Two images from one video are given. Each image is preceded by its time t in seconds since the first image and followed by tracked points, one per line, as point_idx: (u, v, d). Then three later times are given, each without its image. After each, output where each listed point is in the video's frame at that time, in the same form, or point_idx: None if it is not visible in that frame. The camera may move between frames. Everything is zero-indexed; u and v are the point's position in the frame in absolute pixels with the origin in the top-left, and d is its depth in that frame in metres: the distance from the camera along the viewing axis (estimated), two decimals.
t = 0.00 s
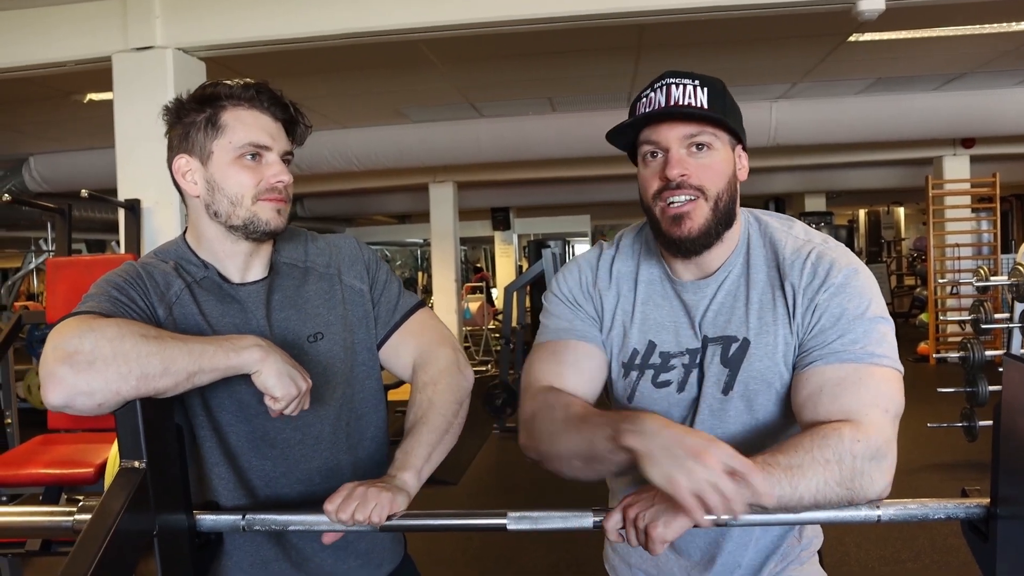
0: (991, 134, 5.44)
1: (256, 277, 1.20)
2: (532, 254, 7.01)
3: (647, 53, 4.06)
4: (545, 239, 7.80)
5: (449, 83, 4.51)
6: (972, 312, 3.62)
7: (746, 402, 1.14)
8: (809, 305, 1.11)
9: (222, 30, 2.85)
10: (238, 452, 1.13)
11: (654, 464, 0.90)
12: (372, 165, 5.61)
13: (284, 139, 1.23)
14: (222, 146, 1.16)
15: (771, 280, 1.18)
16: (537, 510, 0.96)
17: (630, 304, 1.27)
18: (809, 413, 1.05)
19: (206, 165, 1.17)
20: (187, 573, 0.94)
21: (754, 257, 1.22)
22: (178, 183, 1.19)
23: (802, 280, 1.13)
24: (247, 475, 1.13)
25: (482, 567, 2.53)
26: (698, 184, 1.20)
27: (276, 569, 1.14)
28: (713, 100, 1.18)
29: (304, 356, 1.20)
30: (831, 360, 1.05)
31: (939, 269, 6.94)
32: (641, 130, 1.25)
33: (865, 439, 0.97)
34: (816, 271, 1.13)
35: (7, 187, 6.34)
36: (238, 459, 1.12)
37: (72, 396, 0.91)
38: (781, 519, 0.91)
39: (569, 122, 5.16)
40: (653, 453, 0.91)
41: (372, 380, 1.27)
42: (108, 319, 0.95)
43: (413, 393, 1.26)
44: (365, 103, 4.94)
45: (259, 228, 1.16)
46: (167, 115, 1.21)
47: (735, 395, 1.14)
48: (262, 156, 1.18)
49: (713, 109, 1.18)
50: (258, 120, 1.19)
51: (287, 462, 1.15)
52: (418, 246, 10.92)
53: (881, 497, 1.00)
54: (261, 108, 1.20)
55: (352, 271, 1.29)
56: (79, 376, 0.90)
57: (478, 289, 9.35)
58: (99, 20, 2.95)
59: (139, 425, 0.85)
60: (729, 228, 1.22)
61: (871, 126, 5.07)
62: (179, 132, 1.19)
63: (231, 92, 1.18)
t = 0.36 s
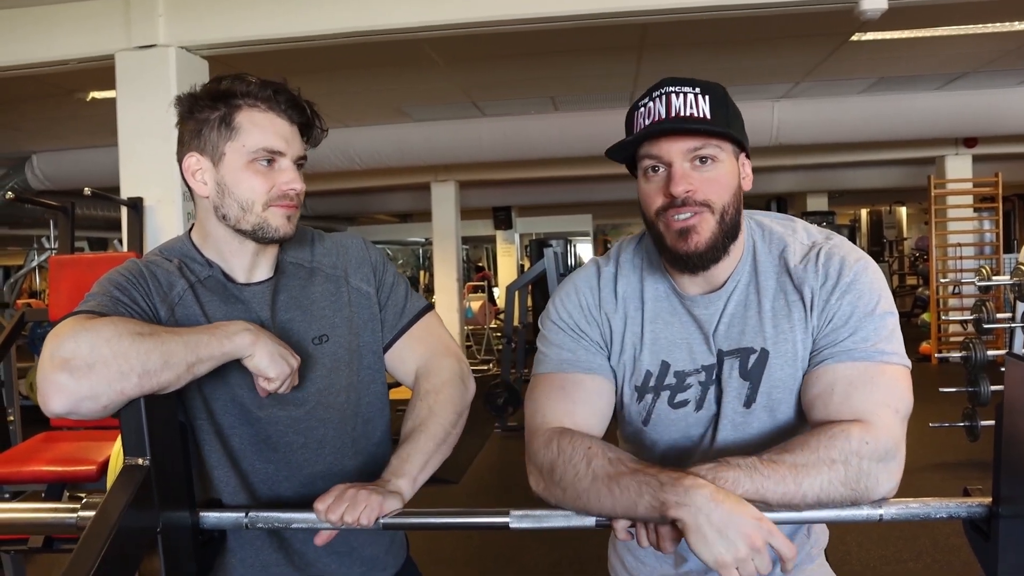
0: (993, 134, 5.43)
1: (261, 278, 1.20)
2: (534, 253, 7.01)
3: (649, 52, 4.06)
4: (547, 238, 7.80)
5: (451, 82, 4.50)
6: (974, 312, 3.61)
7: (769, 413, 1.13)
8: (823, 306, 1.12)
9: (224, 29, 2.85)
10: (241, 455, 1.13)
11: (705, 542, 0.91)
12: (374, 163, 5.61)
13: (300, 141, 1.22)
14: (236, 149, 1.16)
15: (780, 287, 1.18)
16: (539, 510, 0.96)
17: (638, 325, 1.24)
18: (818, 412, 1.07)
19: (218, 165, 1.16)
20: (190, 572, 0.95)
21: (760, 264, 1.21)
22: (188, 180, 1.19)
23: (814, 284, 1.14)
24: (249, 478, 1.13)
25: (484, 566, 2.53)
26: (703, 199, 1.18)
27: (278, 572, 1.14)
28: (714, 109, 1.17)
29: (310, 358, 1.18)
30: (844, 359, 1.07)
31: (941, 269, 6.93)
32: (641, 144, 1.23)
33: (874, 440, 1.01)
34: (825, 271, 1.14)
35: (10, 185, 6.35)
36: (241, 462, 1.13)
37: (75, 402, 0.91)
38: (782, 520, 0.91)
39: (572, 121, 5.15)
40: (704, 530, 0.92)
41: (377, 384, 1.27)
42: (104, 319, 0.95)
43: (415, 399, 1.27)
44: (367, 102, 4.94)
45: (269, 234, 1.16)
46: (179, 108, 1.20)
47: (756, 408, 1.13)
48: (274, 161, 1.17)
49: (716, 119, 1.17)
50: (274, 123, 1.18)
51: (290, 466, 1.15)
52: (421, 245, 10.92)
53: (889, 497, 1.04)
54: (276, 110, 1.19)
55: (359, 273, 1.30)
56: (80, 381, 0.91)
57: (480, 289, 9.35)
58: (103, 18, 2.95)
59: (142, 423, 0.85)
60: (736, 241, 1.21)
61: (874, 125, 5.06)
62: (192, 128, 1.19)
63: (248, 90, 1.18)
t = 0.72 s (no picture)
0: (996, 134, 5.42)
1: (263, 280, 1.20)
2: (535, 254, 7.00)
3: (652, 53, 4.06)
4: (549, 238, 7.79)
5: (453, 83, 4.50)
6: (977, 313, 3.59)
7: (766, 415, 1.13)
8: (819, 308, 1.11)
9: (225, 30, 2.85)
10: (241, 457, 1.12)
11: (702, 553, 0.91)
12: (376, 164, 5.61)
13: (293, 144, 1.19)
14: (222, 148, 1.16)
15: (773, 287, 1.17)
16: (540, 511, 0.96)
17: (630, 325, 1.23)
18: (822, 417, 1.07)
19: (207, 164, 1.18)
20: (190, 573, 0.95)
21: (753, 265, 1.20)
22: (189, 181, 1.23)
23: (809, 285, 1.13)
24: (249, 479, 1.13)
25: (486, 568, 2.53)
26: (683, 201, 1.18)
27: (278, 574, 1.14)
28: (690, 110, 1.16)
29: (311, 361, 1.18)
30: (843, 365, 1.06)
31: (943, 269, 6.92)
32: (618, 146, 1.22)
33: (878, 446, 1.01)
34: (821, 271, 1.13)
35: (12, 185, 6.35)
36: (241, 464, 1.12)
37: (74, 402, 0.91)
38: (784, 521, 0.91)
39: (573, 122, 5.15)
40: (700, 542, 0.91)
41: (379, 386, 1.27)
42: (105, 320, 0.95)
43: (417, 402, 1.27)
44: (369, 103, 4.94)
45: (246, 236, 1.14)
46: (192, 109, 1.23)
47: (753, 412, 1.13)
48: (256, 161, 1.16)
49: (692, 119, 1.16)
50: (260, 123, 1.16)
51: (290, 468, 1.15)
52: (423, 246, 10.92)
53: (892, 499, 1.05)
54: (267, 110, 1.16)
55: (361, 274, 1.29)
56: (79, 382, 0.91)
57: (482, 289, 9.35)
58: (105, 19, 2.96)
59: (143, 425, 0.85)
60: (720, 242, 1.20)
61: (876, 126, 5.05)
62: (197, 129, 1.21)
63: (240, 91, 1.15)
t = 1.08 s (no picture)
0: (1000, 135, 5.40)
1: (265, 283, 1.20)
2: (538, 256, 7.00)
3: (655, 54, 4.06)
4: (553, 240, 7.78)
5: (455, 85, 4.50)
6: (982, 314, 3.58)
7: (789, 422, 1.13)
8: (836, 312, 1.10)
9: (228, 33, 2.86)
10: (243, 461, 1.12)
11: (698, 558, 0.91)
12: (379, 167, 5.62)
13: (297, 148, 1.19)
14: (223, 151, 1.16)
15: (790, 294, 1.16)
16: (542, 515, 0.97)
17: (653, 334, 1.22)
18: (829, 418, 1.07)
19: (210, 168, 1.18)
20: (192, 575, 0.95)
21: (771, 271, 1.20)
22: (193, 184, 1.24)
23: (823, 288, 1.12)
24: (252, 483, 1.13)
25: (489, 571, 2.52)
26: (696, 217, 1.16)
27: None
28: (709, 124, 1.13)
29: (313, 365, 1.18)
30: (854, 364, 1.06)
31: (948, 270, 6.90)
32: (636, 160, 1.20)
33: (884, 449, 1.00)
34: (836, 274, 1.13)
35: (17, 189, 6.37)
36: (244, 468, 1.12)
37: (76, 407, 0.91)
38: (787, 524, 0.91)
39: (576, 124, 5.15)
40: (697, 546, 0.91)
41: (381, 390, 1.27)
42: (105, 324, 0.95)
43: (418, 407, 1.27)
44: (371, 106, 4.95)
45: (246, 238, 1.14)
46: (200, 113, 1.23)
47: (776, 419, 1.13)
48: (257, 163, 1.16)
49: (710, 136, 1.13)
50: (264, 127, 1.16)
51: (293, 472, 1.15)
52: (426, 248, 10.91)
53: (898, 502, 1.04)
54: (269, 112, 1.16)
55: (363, 278, 1.29)
56: (80, 387, 0.91)
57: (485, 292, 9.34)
58: (108, 24, 2.97)
59: (144, 428, 0.85)
60: (735, 257, 1.18)
61: (879, 127, 5.04)
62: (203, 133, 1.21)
63: (243, 93, 1.15)
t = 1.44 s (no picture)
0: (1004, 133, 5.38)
1: (266, 282, 1.20)
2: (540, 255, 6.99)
3: (656, 54, 4.05)
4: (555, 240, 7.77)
5: (457, 85, 4.50)
6: (985, 313, 3.56)
7: (806, 427, 1.13)
8: (847, 313, 1.10)
9: (229, 33, 2.86)
10: (244, 461, 1.12)
11: (703, 552, 0.90)
12: (380, 166, 5.62)
13: (300, 146, 1.19)
14: (226, 149, 1.16)
15: (801, 298, 1.15)
16: (544, 515, 0.96)
17: (669, 341, 1.21)
18: (835, 415, 1.06)
19: (214, 166, 1.17)
20: None
21: (784, 274, 1.19)
22: (194, 183, 1.23)
23: (835, 289, 1.11)
24: (252, 483, 1.12)
25: (492, 571, 2.52)
26: (724, 232, 1.14)
27: None
28: (741, 140, 1.13)
29: (314, 364, 1.18)
30: (860, 360, 1.06)
31: (951, 269, 6.87)
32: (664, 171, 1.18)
33: (886, 446, 1.00)
34: (848, 275, 1.12)
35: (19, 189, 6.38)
36: (244, 468, 1.12)
37: (75, 406, 0.90)
38: (790, 524, 0.89)
39: (578, 123, 5.15)
40: (701, 540, 0.90)
41: (381, 389, 1.26)
42: (104, 322, 0.95)
43: (419, 406, 1.26)
44: (373, 106, 4.95)
45: (247, 237, 1.14)
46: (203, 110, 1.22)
47: (793, 425, 1.12)
48: (260, 162, 1.15)
49: (741, 151, 1.12)
50: (268, 126, 1.16)
51: (293, 471, 1.14)
52: (428, 248, 10.91)
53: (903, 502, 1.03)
54: (273, 111, 1.16)
55: (364, 276, 1.29)
56: (80, 386, 0.90)
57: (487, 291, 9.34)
58: (110, 23, 2.97)
59: (144, 428, 0.85)
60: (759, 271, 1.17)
61: (881, 126, 5.04)
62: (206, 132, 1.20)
63: (247, 91, 1.15)
